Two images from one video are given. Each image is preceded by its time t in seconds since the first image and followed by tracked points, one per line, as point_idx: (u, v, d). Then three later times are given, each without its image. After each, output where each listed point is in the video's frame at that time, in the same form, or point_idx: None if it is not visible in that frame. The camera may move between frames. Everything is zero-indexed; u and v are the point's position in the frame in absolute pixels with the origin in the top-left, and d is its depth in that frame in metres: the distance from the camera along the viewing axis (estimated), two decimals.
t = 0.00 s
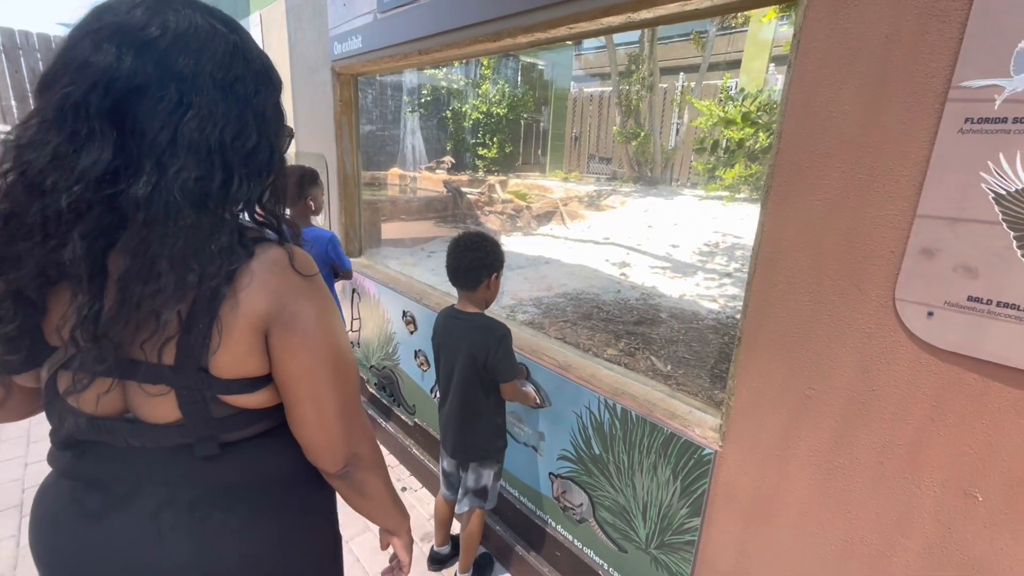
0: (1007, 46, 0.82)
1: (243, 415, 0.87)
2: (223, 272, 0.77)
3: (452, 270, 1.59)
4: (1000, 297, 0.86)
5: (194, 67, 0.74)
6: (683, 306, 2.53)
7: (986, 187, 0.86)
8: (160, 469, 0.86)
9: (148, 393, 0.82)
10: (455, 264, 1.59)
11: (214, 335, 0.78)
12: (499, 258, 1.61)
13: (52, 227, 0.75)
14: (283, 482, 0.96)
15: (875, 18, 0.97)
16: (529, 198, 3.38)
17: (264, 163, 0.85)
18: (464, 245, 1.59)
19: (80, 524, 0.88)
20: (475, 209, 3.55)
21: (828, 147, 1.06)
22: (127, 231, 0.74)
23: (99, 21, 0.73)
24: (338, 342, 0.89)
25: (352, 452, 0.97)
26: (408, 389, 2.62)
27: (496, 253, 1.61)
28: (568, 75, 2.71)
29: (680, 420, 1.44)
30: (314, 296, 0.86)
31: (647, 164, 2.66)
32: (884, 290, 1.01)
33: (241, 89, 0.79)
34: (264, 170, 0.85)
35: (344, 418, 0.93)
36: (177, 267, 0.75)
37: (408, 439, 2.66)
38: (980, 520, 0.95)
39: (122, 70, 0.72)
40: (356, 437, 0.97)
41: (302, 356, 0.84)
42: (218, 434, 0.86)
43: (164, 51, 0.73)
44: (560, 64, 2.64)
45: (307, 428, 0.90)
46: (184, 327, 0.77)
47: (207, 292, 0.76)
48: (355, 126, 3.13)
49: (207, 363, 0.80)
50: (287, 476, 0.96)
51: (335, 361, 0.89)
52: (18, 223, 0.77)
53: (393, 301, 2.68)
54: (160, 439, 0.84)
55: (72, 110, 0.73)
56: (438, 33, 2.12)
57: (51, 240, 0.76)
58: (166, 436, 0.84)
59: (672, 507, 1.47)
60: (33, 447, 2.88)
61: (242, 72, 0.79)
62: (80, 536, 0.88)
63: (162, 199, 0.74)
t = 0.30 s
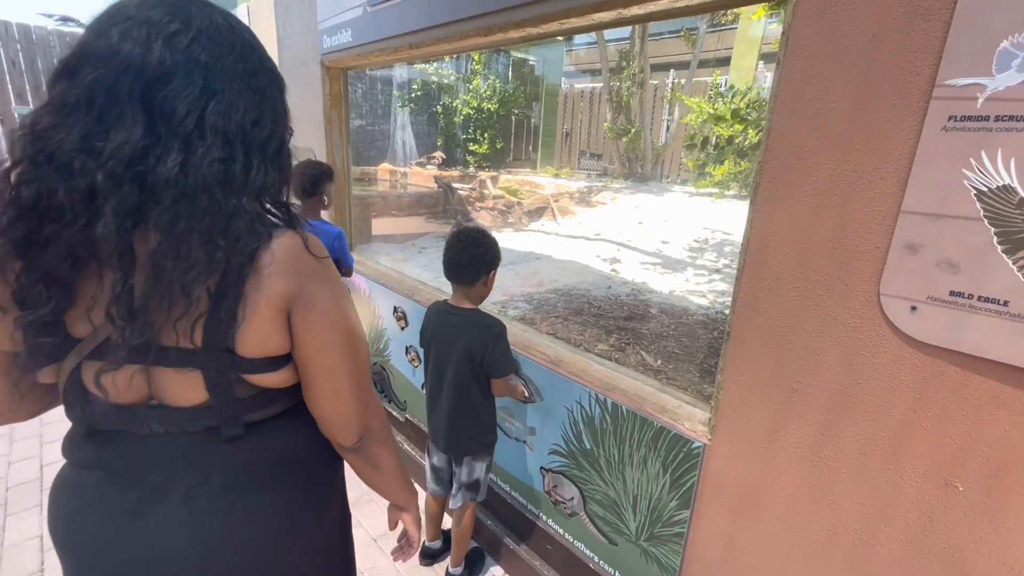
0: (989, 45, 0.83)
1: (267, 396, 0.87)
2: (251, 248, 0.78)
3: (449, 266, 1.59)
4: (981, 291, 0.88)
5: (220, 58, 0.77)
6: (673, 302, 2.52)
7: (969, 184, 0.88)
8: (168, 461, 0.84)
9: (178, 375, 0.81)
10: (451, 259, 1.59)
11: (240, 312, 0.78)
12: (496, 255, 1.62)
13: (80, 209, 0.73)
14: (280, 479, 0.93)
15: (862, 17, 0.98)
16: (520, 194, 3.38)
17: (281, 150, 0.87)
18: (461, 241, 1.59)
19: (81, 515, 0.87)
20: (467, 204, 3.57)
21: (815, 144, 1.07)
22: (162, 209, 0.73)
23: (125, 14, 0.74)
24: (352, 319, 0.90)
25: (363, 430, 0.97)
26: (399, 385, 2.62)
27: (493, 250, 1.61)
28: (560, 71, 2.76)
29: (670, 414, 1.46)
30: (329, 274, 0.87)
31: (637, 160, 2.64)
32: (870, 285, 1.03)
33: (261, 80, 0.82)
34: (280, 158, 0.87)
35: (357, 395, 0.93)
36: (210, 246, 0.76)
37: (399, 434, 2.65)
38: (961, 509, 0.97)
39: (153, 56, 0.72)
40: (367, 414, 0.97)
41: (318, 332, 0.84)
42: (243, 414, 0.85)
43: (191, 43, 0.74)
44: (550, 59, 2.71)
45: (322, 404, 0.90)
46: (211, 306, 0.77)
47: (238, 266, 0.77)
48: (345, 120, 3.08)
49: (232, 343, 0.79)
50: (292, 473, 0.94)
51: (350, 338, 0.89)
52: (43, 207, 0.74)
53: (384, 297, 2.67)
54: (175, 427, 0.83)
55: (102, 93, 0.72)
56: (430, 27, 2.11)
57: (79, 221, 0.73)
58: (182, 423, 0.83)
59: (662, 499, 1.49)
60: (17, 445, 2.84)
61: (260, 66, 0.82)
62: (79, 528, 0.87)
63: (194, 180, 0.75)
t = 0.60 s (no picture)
0: (984, 49, 0.85)
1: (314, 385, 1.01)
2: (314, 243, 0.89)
3: (448, 263, 1.60)
4: (975, 290, 0.90)
5: (280, 74, 0.87)
6: (669, 300, 2.62)
7: (963, 185, 0.90)
8: (211, 443, 0.95)
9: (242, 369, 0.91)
10: (451, 256, 1.60)
11: (306, 306, 0.90)
12: (496, 253, 1.62)
13: (155, 203, 0.79)
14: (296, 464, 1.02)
15: (860, 20, 1.00)
16: (516, 191, 3.31)
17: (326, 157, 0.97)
18: (460, 239, 1.60)
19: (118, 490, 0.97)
20: (462, 202, 3.53)
21: (814, 145, 1.09)
22: (236, 206, 0.83)
23: (195, 33, 0.83)
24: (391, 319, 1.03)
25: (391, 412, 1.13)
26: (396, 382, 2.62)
27: (493, 248, 1.62)
28: (553, 69, 2.74)
29: (668, 410, 1.48)
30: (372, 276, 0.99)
31: (632, 158, 2.63)
32: (866, 284, 1.05)
33: (311, 94, 0.92)
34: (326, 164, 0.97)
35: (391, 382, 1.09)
36: (277, 240, 0.85)
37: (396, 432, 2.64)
38: (953, 502, 1.00)
39: (225, 70, 0.82)
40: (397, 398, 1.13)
41: (367, 327, 0.99)
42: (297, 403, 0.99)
43: (254, 61, 0.84)
44: (544, 57, 2.68)
45: (363, 384, 1.07)
46: (280, 301, 0.88)
47: (305, 264, 0.88)
48: (341, 117, 3.19)
49: (295, 337, 0.91)
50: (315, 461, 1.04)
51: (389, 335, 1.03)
52: (119, 203, 0.80)
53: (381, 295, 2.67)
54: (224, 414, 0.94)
55: (179, 101, 0.80)
56: (427, 24, 2.10)
57: (153, 216, 0.79)
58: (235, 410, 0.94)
59: (660, 495, 1.51)
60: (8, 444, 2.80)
61: (311, 81, 0.92)
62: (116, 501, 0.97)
63: (260, 180, 0.84)
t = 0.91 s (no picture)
0: (993, 50, 0.86)
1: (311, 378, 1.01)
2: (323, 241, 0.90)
3: (455, 260, 1.60)
4: (982, 289, 0.92)
5: (304, 78, 0.89)
6: (671, 298, 2.60)
7: (972, 185, 0.91)
8: (220, 433, 0.96)
9: (237, 358, 0.91)
10: (457, 254, 1.60)
11: (308, 305, 0.90)
12: (503, 251, 1.63)
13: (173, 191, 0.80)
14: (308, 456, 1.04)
15: (870, 20, 1.00)
16: (516, 189, 3.33)
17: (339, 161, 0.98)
18: (467, 237, 1.60)
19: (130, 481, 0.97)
20: (463, 199, 3.52)
21: (823, 144, 1.10)
22: (249, 199, 0.83)
23: (224, 32, 0.85)
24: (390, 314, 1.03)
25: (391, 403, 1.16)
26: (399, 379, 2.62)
27: (500, 246, 1.62)
28: (553, 67, 2.75)
29: (673, 407, 1.49)
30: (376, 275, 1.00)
31: (631, 156, 2.64)
32: (873, 283, 1.06)
33: (331, 99, 0.93)
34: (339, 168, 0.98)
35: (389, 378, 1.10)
36: (286, 236, 0.86)
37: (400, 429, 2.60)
38: (958, 497, 1.01)
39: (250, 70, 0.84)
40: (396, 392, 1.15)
41: (365, 328, 1.00)
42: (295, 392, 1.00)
43: (278, 62, 0.86)
44: (544, 55, 2.70)
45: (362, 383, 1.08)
46: (284, 297, 0.87)
47: (310, 261, 0.87)
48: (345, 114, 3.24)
49: (293, 332, 0.91)
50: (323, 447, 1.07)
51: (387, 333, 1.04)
52: (140, 189, 0.82)
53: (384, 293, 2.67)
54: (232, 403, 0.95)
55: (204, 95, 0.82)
56: (432, 21, 2.10)
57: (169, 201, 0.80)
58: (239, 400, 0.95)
59: (665, 491, 1.52)
60: (9, 439, 2.78)
61: (333, 86, 0.94)
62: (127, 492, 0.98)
63: (275, 177, 0.85)
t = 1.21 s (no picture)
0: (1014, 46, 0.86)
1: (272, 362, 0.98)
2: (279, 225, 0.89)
3: (465, 256, 1.60)
4: (999, 286, 0.91)
5: (259, 67, 0.87)
6: (679, 295, 2.51)
7: (990, 181, 0.90)
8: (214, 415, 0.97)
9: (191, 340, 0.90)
10: (468, 251, 1.60)
11: (259, 286, 0.87)
12: (512, 247, 1.62)
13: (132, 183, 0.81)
14: (304, 437, 1.07)
15: (887, 16, 1.00)
16: (521, 188, 3.39)
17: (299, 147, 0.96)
18: (478, 233, 1.60)
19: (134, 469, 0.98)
20: (469, 197, 3.53)
21: (838, 141, 1.10)
22: (204, 187, 0.82)
23: (175, 24, 0.83)
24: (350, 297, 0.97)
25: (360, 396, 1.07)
26: (405, 377, 2.62)
27: (510, 242, 1.62)
28: (557, 65, 2.76)
29: (684, 404, 1.49)
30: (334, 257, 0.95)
31: (634, 155, 2.78)
32: (888, 280, 1.06)
33: (288, 88, 0.91)
34: (298, 154, 0.96)
35: (355, 365, 1.02)
36: (240, 222, 0.85)
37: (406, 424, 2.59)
38: (972, 495, 1.01)
39: (202, 62, 0.82)
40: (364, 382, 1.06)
41: (319, 310, 0.93)
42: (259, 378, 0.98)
43: (231, 52, 0.84)
44: (548, 54, 2.65)
45: (325, 374, 1.00)
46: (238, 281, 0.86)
47: (262, 245, 0.85)
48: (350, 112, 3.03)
49: (246, 315, 0.89)
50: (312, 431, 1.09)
51: (346, 314, 0.97)
52: (97, 180, 0.82)
53: (391, 290, 2.68)
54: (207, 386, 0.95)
55: (158, 90, 0.81)
56: (441, 19, 2.10)
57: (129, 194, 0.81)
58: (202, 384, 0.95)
59: (675, 488, 1.52)
60: (19, 435, 2.80)
61: (289, 74, 0.91)
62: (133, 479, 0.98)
63: (230, 165, 0.84)
